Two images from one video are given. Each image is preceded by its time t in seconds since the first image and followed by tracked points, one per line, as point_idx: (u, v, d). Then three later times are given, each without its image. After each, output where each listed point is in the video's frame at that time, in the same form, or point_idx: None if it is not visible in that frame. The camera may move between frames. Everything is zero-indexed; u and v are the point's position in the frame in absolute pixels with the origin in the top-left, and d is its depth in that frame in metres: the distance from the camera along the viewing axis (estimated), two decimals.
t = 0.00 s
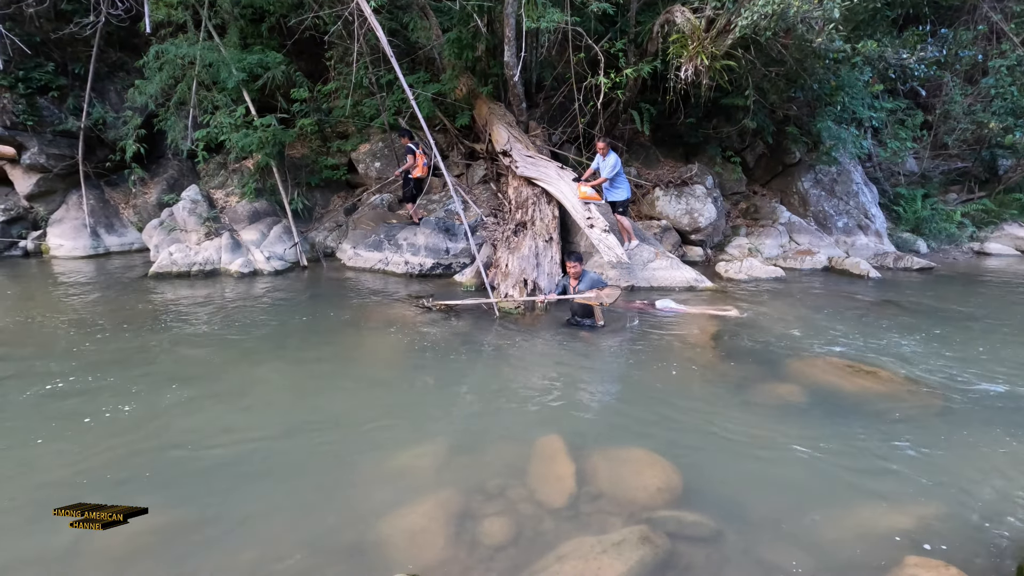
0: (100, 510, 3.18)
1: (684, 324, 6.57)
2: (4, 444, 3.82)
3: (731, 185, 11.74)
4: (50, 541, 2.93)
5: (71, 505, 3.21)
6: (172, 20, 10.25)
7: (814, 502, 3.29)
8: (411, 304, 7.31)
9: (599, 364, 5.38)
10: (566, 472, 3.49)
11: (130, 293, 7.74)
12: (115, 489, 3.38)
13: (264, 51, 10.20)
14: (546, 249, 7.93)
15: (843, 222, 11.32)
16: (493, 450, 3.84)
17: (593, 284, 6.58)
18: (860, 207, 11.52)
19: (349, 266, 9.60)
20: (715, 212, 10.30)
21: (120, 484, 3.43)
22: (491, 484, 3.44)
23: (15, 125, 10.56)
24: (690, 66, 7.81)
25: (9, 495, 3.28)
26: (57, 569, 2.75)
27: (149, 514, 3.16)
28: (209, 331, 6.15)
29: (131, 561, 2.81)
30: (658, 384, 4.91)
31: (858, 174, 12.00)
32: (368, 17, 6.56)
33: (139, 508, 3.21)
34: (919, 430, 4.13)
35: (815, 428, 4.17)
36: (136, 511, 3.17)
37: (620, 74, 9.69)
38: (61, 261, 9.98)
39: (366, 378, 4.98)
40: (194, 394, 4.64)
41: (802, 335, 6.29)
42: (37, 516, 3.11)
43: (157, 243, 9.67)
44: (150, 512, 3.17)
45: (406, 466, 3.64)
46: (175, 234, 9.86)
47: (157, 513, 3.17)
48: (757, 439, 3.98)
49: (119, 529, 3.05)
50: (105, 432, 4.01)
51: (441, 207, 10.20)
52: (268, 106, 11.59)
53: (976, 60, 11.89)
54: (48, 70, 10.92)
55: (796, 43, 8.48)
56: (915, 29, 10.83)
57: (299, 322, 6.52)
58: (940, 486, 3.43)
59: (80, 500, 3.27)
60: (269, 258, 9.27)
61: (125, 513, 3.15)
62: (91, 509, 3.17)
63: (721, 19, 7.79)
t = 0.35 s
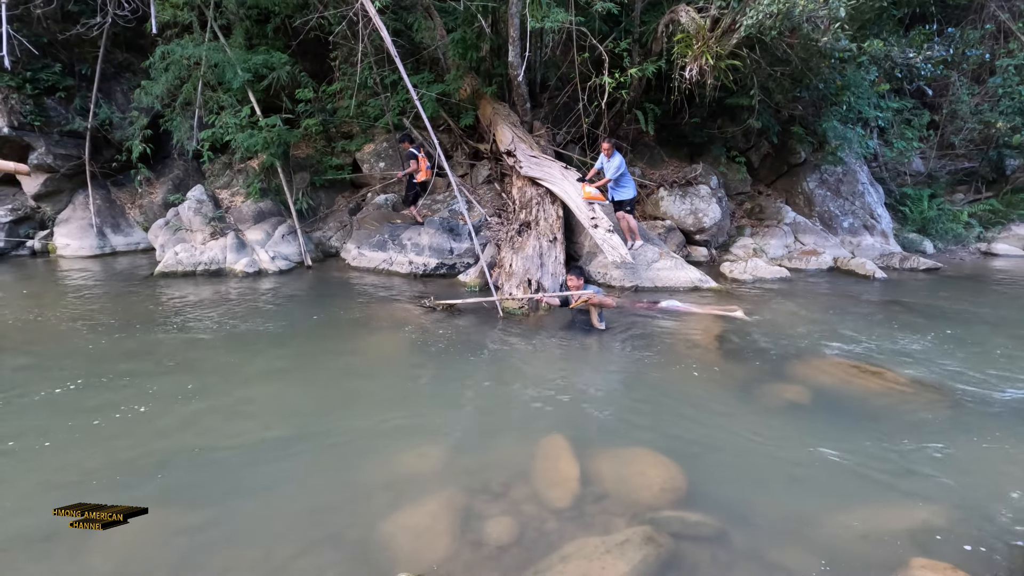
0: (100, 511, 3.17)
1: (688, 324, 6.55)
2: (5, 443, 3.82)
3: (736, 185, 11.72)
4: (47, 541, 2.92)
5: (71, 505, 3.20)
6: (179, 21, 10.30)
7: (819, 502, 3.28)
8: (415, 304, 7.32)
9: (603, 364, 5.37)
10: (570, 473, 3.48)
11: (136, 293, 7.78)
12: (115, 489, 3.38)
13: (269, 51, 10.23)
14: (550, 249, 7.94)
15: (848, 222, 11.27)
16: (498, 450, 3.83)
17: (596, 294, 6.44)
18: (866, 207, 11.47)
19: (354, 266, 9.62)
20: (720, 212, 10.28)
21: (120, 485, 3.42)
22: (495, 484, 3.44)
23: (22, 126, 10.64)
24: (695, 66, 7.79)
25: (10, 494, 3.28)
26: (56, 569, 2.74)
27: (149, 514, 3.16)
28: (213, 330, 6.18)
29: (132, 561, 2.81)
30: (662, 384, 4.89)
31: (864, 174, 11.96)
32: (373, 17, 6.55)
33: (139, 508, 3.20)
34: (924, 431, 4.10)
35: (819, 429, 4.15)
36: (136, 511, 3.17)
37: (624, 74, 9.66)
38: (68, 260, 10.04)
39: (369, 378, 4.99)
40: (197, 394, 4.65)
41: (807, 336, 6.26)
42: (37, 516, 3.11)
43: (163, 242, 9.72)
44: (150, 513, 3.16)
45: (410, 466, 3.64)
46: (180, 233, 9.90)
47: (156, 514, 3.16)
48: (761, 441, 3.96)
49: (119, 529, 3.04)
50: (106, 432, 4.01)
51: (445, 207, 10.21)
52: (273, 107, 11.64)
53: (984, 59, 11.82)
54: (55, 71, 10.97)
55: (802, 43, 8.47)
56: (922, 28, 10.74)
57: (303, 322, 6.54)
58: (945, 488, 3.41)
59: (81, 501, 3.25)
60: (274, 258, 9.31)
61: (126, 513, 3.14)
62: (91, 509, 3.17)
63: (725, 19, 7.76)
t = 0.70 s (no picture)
0: (100, 510, 3.19)
1: (697, 325, 6.53)
2: (15, 442, 3.86)
3: (745, 186, 11.67)
4: (49, 541, 2.94)
5: (71, 505, 3.23)
6: (190, 23, 10.40)
7: (830, 504, 3.26)
8: (422, 304, 7.34)
9: (611, 365, 5.36)
10: (579, 474, 3.48)
11: (147, 292, 7.85)
12: (116, 489, 3.40)
13: (278, 52, 10.28)
14: (558, 249, 7.95)
15: (859, 223, 11.19)
16: (506, 450, 3.84)
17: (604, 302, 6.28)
18: (877, 207, 11.38)
19: (362, 266, 9.66)
20: (729, 212, 10.22)
21: (124, 485, 3.44)
22: (504, 484, 3.45)
23: (35, 127, 10.75)
24: (704, 66, 7.77)
25: (16, 495, 3.31)
26: (62, 568, 2.77)
27: (148, 514, 3.18)
28: (222, 330, 6.22)
29: (139, 561, 2.83)
30: (671, 385, 4.88)
31: (874, 174, 11.86)
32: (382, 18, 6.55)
33: (139, 508, 3.23)
34: (937, 434, 4.07)
35: (830, 431, 4.12)
36: (136, 511, 3.19)
37: (633, 74, 9.63)
38: (80, 260, 10.14)
39: (377, 378, 5.00)
40: (206, 394, 4.68)
41: (817, 337, 6.22)
42: (38, 516, 3.13)
43: (173, 242, 9.80)
44: (151, 512, 3.18)
45: (419, 466, 3.66)
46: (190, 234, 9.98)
47: (155, 514, 3.18)
48: (770, 443, 3.95)
49: (119, 529, 3.06)
50: (113, 432, 4.05)
51: (453, 207, 10.23)
52: (282, 107, 11.71)
53: (996, 58, 11.67)
54: (67, 73, 11.11)
55: (812, 42, 8.43)
56: (935, 27, 10.61)
57: (311, 322, 6.58)
58: (958, 491, 3.38)
59: (80, 501, 3.28)
60: (283, 258, 9.36)
61: (125, 513, 3.16)
62: (91, 509, 3.19)
63: (735, 19, 7.73)
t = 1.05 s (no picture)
0: (100, 511, 3.21)
1: (707, 326, 6.49)
2: (25, 442, 3.90)
3: (755, 185, 11.60)
4: (49, 541, 2.96)
5: (71, 505, 3.25)
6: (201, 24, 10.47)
7: (844, 509, 3.23)
8: (431, 304, 7.34)
9: (621, 367, 5.33)
10: (591, 476, 3.47)
11: (158, 292, 7.91)
12: (115, 489, 3.42)
13: (288, 53, 10.31)
14: (567, 250, 7.93)
15: (870, 223, 11.08)
16: (515, 452, 3.83)
17: (614, 306, 6.09)
18: (888, 207, 11.28)
19: (370, 266, 9.69)
20: (738, 213, 10.16)
21: (127, 484, 3.46)
22: (515, 486, 3.44)
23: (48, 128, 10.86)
24: (714, 65, 7.70)
25: (24, 494, 3.34)
26: (70, 568, 2.79)
27: (148, 514, 3.19)
28: (232, 330, 6.25)
29: (149, 559, 2.85)
30: (681, 387, 4.85)
31: (886, 173, 11.76)
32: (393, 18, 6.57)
33: (139, 508, 3.24)
34: (952, 439, 4.01)
35: (843, 436, 4.08)
36: (136, 511, 3.20)
37: (642, 73, 9.56)
38: (92, 259, 10.25)
39: (385, 379, 5.01)
40: (215, 394, 4.71)
41: (829, 339, 6.16)
42: (38, 516, 3.15)
43: (184, 242, 9.87)
44: (150, 513, 3.20)
45: (430, 467, 3.65)
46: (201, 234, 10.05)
47: (155, 515, 3.19)
48: (783, 446, 3.91)
49: (118, 529, 3.07)
50: (120, 432, 4.08)
51: (461, 207, 10.23)
52: (291, 107, 11.76)
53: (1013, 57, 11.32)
54: (80, 74, 11.22)
55: (825, 41, 8.38)
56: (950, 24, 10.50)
57: (321, 322, 6.60)
58: (975, 498, 3.32)
59: (80, 501, 3.31)
60: (293, 258, 9.40)
61: (125, 513, 3.18)
62: (90, 510, 3.20)
63: (746, 18, 7.64)
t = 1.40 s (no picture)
0: (99, 511, 3.21)
1: (719, 326, 6.45)
2: (36, 440, 3.94)
3: (766, 184, 11.51)
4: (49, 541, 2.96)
5: (71, 505, 3.26)
6: (213, 24, 10.54)
7: (860, 511, 3.20)
8: (441, 303, 7.36)
9: (632, 366, 5.31)
10: (603, 475, 3.46)
11: (171, 290, 7.98)
12: (114, 490, 3.42)
13: (298, 52, 10.34)
14: (577, 249, 7.92)
15: (883, 222, 10.95)
16: (527, 451, 3.83)
17: (627, 312, 6.01)
18: (902, 206, 11.14)
19: (380, 265, 9.71)
20: (749, 211, 10.08)
21: (133, 483, 3.48)
22: (527, 485, 3.44)
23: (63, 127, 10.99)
24: (726, 63, 7.62)
25: (33, 492, 3.37)
26: (76, 566, 2.79)
27: (148, 514, 3.19)
28: (244, 328, 6.30)
29: (161, 556, 2.87)
30: (692, 388, 4.82)
31: (900, 172, 11.62)
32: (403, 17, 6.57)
33: (138, 508, 3.24)
34: (970, 440, 3.96)
35: (857, 437, 4.04)
36: (136, 511, 3.21)
37: (653, 71, 9.50)
38: (105, 257, 10.36)
39: (396, 377, 5.02)
40: (226, 392, 4.73)
41: (843, 340, 6.10)
42: (38, 516, 3.16)
43: (196, 241, 9.95)
44: (150, 513, 3.20)
45: (442, 465, 3.67)
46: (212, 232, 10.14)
47: (155, 515, 3.19)
48: (798, 449, 3.86)
49: (117, 530, 3.07)
50: (130, 430, 4.10)
51: (470, 206, 10.24)
52: (302, 106, 11.79)
53: None
54: (94, 74, 11.33)
55: (839, 38, 8.31)
56: (965, 21, 10.19)
57: (331, 320, 6.63)
58: (993, 501, 3.27)
59: (81, 501, 3.31)
60: (303, 256, 9.44)
61: (125, 513, 3.18)
62: (90, 510, 3.20)
63: (759, 15, 7.49)
